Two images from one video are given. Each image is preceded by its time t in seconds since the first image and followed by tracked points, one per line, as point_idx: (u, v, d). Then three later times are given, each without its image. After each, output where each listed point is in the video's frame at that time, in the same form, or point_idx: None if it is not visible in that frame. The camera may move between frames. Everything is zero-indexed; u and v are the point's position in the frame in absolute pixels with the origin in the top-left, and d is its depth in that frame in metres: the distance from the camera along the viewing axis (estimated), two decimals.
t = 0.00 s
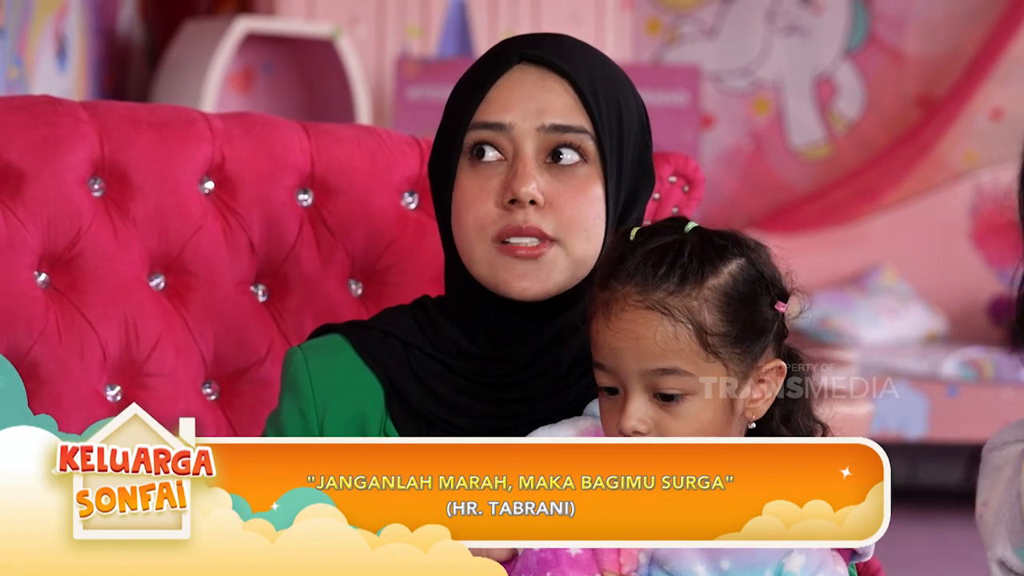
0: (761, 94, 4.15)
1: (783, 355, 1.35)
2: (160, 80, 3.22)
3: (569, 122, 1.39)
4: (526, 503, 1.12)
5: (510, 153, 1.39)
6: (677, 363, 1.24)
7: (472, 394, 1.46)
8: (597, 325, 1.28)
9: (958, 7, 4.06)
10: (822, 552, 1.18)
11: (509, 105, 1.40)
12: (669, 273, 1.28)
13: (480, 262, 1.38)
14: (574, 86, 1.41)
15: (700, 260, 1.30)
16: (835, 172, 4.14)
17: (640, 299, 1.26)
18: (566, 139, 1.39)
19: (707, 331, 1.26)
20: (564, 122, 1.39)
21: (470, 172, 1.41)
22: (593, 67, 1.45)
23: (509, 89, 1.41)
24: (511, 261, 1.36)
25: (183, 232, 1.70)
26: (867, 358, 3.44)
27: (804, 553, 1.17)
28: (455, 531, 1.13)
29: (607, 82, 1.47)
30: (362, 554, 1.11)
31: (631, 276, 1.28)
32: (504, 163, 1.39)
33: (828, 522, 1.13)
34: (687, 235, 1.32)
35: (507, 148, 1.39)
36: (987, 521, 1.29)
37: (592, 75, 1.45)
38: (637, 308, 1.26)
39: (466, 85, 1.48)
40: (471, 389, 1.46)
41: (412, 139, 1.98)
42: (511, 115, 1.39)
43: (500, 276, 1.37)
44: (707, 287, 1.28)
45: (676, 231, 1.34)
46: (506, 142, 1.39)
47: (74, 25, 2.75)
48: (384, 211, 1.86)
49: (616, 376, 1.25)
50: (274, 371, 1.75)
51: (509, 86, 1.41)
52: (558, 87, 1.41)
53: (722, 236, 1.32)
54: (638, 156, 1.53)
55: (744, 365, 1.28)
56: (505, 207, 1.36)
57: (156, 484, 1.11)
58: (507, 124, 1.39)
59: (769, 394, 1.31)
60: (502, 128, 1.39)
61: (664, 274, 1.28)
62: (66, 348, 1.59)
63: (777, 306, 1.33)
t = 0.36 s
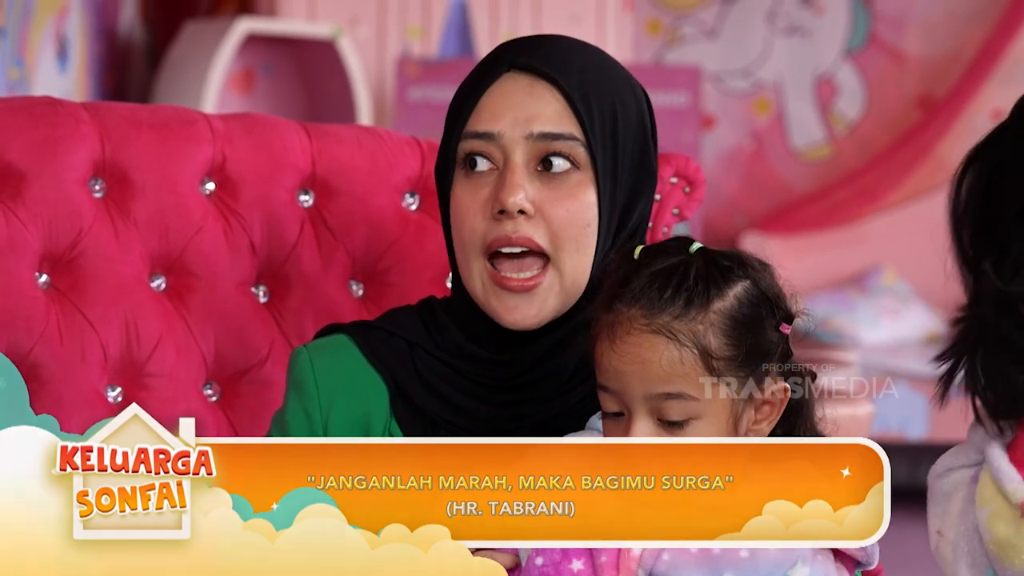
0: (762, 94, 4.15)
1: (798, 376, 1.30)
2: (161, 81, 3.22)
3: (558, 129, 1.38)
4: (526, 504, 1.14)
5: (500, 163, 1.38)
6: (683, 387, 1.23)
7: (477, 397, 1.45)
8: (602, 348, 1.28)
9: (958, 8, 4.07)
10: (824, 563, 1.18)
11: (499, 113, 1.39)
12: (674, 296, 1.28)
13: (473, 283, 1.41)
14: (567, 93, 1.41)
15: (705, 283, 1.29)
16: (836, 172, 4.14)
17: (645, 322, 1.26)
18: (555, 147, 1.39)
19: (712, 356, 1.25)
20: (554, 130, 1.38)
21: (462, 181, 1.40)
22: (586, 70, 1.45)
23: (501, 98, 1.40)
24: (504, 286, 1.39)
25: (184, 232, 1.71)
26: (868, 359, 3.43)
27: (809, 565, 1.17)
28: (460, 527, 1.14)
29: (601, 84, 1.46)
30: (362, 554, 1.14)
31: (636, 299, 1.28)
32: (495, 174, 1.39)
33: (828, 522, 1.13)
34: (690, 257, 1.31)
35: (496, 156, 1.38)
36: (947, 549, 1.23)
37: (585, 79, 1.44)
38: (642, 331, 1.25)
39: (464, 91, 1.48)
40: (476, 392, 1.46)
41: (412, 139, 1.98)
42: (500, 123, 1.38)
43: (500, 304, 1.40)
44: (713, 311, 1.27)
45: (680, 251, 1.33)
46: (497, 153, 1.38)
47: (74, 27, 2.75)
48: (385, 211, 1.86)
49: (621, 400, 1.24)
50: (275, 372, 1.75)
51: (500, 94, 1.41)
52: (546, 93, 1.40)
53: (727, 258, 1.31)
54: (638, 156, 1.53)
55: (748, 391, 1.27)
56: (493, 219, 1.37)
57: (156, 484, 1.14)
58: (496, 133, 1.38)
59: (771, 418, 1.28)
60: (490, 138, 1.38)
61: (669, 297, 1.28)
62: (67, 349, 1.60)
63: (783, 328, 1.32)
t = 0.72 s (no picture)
0: (762, 95, 4.15)
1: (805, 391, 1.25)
2: (162, 81, 3.23)
3: (578, 116, 1.40)
4: (526, 503, 1.23)
5: (519, 147, 1.39)
6: (692, 409, 1.17)
7: (480, 394, 1.45)
8: (609, 363, 1.21)
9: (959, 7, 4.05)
10: (830, 568, 1.18)
11: (518, 99, 1.40)
12: (686, 314, 1.20)
13: (488, 254, 1.38)
14: (583, 81, 1.42)
15: (718, 301, 1.22)
16: (837, 172, 4.14)
17: (657, 341, 1.19)
18: (575, 132, 1.40)
19: (724, 378, 1.19)
20: (574, 116, 1.40)
21: (481, 165, 1.41)
22: (598, 62, 1.47)
23: (520, 84, 1.42)
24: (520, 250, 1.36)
25: (185, 232, 1.71)
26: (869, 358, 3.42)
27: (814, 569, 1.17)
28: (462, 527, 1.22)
29: (613, 78, 1.47)
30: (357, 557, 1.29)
31: (645, 314, 1.21)
32: (514, 158, 1.39)
33: (827, 522, 1.17)
34: (701, 273, 1.24)
35: (516, 140, 1.40)
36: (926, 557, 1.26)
37: (598, 72, 1.45)
38: (653, 349, 1.18)
39: (471, 88, 1.50)
40: (479, 388, 1.45)
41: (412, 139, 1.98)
42: (522, 109, 1.40)
43: (518, 268, 1.36)
44: (725, 331, 1.21)
45: (689, 267, 1.26)
46: (517, 138, 1.39)
47: (75, 27, 2.75)
48: (386, 211, 1.86)
49: (628, 416, 1.18)
50: (276, 372, 1.76)
51: (518, 80, 1.42)
52: (565, 81, 1.42)
53: (738, 274, 1.24)
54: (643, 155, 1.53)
55: (758, 411, 1.21)
56: (515, 199, 1.36)
57: (156, 483, 1.32)
58: (517, 117, 1.39)
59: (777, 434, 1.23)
60: (511, 122, 1.40)
61: (682, 315, 1.20)
62: (68, 349, 1.59)
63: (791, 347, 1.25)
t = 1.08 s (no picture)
0: (763, 95, 4.15)
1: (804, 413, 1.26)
2: (164, 81, 3.23)
3: (585, 122, 1.40)
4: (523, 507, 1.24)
5: (527, 156, 1.39)
6: (710, 423, 1.17)
7: (484, 394, 1.45)
8: (630, 373, 1.21)
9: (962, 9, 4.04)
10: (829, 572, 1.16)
11: (525, 107, 1.40)
12: (709, 328, 1.20)
13: (502, 271, 1.39)
14: (588, 86, 1.43)
15: (741, 315, 1.21)
16: (838, 173, 4.14)
17: (681, 355, 1.19)
18: (582, 139, 1.40)
19: (745, 394, 1.19)
20: (580, 122, 1.40)
21: (487, 173, 1.41)
22: (602, 63, 1.47)
23: (522, 91, 1.42)
24: (536, 268, 1.37)
25: (186, 233, 1.71)
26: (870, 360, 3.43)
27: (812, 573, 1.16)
28: (467, 543, 1.29)
29: (616, 78, 1.48)
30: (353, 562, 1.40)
31: (668, 326, 1.21)
32: (522, 166, 1.39)
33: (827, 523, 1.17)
34: (723, 286, 1.24)
35: (522, 149, 1.40)
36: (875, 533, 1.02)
37: (601, 75, 1.45)
38: (676, 363, 1.18)
39: (471, 85, 1.51)
40: (482, 389, 1.45)
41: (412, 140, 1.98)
42: (528, 118, 1.40)
43: (531, 274, 1.37)
44: (747, 347, 1.20)
45: (710, 278, 1.25)
46: (524, 147, 1.39)
47: (75, 28, 2.75)
48: (386, 212, 1.86)
49: (643, 426, 1.19)
50: (277, 373, 1.76)
51: (524, 88, 1.42)
52: (569, 86, 1.42)
53: (759, 290, 1.24)
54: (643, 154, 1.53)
55: (770, 425, 1.21)
56: (527, 210, 1.36)
57: (157, 484, 1.56)
58: (523, 128, 1.39)
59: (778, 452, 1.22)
60: (518, 131, 1.40)
61: (705, 329, 1.20)
62: (68, 350, 1.59)
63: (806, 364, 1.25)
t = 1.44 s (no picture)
0: (763, 96, 4.15)
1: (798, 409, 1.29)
2: (165, 81, 3.23)
3: (585, 114, 1.42)
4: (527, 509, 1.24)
5: (527, 149, 1.41)
6: (704, 417, 1.17)
7: (480, 398, 1.45)
8: (623, 369, 1.21)
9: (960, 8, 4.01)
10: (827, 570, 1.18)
11: (524, 100, 1.42)
12: (703, 324, 1.22)
13: (502, 263, 1.40)
14: (585, 79, 1.44)
15: (733, 311, 1.23)
16: (838, 174, 4.14)
17: (673, 348, 1.19)
18: (581, 131, 1.42)
19: (739, 386, 1.20)
20: (581, 114, 1.42)
21: (486, 166, 1.43)
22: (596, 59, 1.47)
23: (521, 84, 1.43)
24: (535, 258, 1.38)
25: (186, 234, 1.71)
26: (869, 360, 3.43)
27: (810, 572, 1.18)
28: (471, 555, 1.30)
29: (609, 75, 1.48)
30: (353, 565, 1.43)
31: (662, 322, 1.22)
32: (521, 159, 1.42)
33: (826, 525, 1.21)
34: (716, 282, 1.25)
35: (521, 142, 1.42)
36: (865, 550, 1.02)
37: (598, 70, 1.46)
38: (670, 358, 1.19)
39: (464, 86, 1.50)
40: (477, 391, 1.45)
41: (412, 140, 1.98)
42: (528, 109, 1.42)
43: (529, 266, 1.38)
44: (740, 341, 1.22)
45: (703, 274, 1.27)
46: (523, 139, 1.41)
47: (75, 29, 2.74)
48: (386, 212, 1.86)
49: (638, 422, 1.18)
50: (277, 374, 1.76)
51: (523, 81, 1.43)
52: (569, 80, 1.44)
53: (750, 285, 1.26)
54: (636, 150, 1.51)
55: (767, 420, 1.22)
56: (527, 200, 1.38)
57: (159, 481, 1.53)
58: (523, 118, 1.41)
59: (775, 446, 1.25)
60: (518, 124, 1.42)
61: (699, 324, 1.21)
62: (68, 350, 1.59)
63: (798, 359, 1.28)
